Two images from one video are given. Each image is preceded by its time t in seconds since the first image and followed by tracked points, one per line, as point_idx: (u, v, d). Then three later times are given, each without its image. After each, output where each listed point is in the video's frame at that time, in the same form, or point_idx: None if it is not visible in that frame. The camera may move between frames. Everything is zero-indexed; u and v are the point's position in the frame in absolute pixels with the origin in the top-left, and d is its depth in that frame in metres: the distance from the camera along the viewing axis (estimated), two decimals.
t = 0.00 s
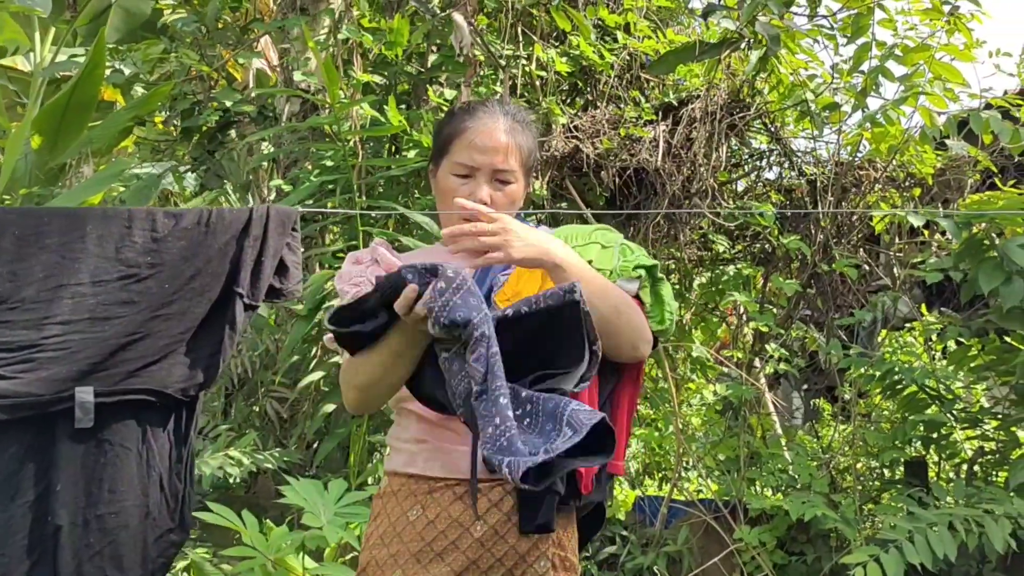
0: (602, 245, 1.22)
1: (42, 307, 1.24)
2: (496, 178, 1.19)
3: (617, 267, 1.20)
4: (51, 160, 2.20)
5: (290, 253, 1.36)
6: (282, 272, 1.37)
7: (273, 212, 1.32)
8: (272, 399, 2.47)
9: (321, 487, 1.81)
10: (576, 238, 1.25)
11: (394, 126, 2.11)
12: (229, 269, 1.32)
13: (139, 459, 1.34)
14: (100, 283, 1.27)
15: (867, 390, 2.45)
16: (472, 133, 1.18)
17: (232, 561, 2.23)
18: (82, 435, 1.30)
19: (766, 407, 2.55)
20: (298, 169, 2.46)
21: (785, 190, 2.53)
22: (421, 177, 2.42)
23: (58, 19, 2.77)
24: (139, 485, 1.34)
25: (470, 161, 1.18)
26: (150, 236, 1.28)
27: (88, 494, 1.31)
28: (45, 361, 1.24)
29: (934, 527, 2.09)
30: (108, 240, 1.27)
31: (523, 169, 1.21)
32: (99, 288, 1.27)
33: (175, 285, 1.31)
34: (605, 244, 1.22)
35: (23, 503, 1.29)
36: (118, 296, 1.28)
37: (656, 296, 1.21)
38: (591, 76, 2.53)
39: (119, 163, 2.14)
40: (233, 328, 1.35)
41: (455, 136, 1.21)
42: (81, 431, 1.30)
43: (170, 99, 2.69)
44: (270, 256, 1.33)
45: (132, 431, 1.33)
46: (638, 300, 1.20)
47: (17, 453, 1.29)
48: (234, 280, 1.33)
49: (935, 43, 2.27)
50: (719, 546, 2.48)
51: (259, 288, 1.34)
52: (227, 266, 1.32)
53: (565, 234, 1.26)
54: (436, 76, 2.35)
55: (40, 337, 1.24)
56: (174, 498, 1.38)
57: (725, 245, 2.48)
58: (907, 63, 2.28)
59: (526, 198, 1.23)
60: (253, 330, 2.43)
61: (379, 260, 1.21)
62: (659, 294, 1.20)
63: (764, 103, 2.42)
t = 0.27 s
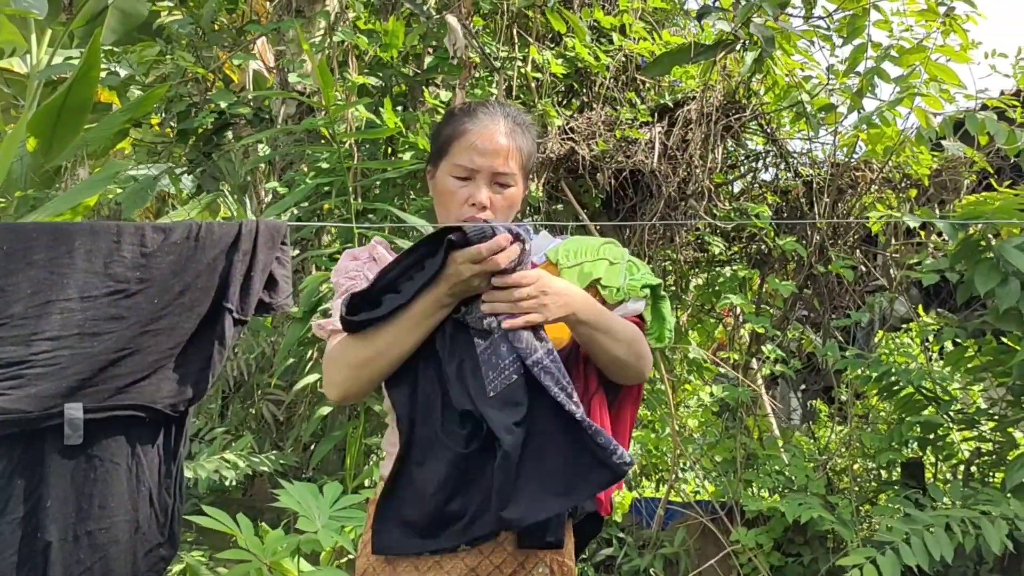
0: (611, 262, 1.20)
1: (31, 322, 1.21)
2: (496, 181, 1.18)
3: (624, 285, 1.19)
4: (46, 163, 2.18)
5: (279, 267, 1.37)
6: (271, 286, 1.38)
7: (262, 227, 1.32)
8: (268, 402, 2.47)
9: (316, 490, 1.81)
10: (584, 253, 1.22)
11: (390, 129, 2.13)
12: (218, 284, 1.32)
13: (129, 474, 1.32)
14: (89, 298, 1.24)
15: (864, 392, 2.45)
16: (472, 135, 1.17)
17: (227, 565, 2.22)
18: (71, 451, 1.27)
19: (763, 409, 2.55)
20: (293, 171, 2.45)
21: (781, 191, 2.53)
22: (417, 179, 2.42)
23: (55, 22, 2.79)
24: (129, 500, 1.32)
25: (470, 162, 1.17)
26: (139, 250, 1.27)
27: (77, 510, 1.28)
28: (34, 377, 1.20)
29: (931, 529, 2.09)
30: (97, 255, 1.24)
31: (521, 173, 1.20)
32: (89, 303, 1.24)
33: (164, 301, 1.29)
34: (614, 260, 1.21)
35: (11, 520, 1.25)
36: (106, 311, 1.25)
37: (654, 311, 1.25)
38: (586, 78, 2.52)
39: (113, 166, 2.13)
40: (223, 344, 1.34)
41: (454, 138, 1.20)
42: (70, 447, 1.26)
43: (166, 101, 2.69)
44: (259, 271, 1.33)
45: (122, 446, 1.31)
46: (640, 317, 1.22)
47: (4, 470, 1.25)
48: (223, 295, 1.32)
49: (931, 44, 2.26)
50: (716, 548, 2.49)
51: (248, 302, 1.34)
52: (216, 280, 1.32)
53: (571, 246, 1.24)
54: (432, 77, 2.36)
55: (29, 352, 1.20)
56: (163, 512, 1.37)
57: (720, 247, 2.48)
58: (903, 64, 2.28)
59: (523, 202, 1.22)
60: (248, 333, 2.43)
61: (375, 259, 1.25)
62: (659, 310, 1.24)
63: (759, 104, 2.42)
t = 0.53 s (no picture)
0: (629, 272, 1.22)
1: (24, 322, 1.22)
2: (499, 178, 1.16)
3: (641, 296, 1.21)
4: (43, 164, 2.17)
5: (273, 267, 1.36)
6: (265, 285, 1.36)
7: (255, 226, 1.32)
8: (265, 404, 2.46)
9: (313, 494, 1.81)
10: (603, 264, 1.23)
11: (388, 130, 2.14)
12: (211, 283, 1.30)
13: (122, 474, 1.29)
14: (82, 298, 1.24)
15: (863, 394, 2.44)
16: (476, 130, 1.15)
17: (224, 568, 2.21)
18: (63, 451, 1.25)
19: (761, 412, 2.55)
20: (291, 173, 2.45)
21: (780, 193, 2.53)
22: (415, 181, 2.41)
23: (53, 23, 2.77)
24: (122, 500, 1.30)
25: (474, 158, 1.15)
26: (132, 250, 1.27)
27: (70, 511, 1.27)
28: (26, 377, 1.20)
29: (929, 532, 2.08)
30: (90, 255, 1.25)
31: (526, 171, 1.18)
32: (81, 302, 1.24)
33: (157, 300, 1.28)
34: (631, 271, 1.22)
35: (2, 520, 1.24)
36: (99, 310, 1.25)
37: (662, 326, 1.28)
38: (584, 80, 2.52)
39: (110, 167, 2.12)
40: (217, 343, 1.32)
41: (458, 134, 1.18)
42: (63, 447, 1.25)
43: (163, 103, 2.69)
44: (253, 269, 1.32)
45: (114, 446, 1.28)
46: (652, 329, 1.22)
47: None
48: (217, 294, 1.31)
49: (929, 47, 2.27)
50: (714, 551, 2.48)
51: (242, 301, 1.33)
52: (209, 279, 1.30)
53: (587, 254, 1.24)
54: (431, 79, 2.36)
55: (22, 352, 1.21)
56: (157, 513, 1.35)
57: (719, 249, 2.47)
58: (901, 66, 2.28)
59: (528, 201, 1.20)
60: (247, 336, 2.44)
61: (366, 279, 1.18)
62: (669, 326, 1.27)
63: (758, 106, 2.42)
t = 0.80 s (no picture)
0: (616, 272, 1.22)
1: (12, 329, 1.22)
2: (481, 179, 1.18)
3: (629, 297, 1.21)
4: (37, 168, 2.17)
5: (263, 272, 1.38)
6: (255, 290, 1.39)
7: (245, 232, 1.33)
8: (261, 408, 2.46)
9: (310, 498, 1.81)
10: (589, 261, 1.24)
11: (383, 132, 2.14)
12: (201, 289, 1.32)
13: (112, 483, 1.35)
14: (70, 305, 1.24)
15: (861, 393, 2.43)
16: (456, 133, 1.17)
17: (222, 572, 2.21)
18: (53, 461, 1.30)
19: (759, 412, 2.55)
20: (285, 175, 2.44)
21: (776, 193, 2.52)
22: (410, 183, 2.41)
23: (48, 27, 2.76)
24: (111, 507, 1.36)
25: (456, 160, 1.17)
26: (121, 257, 1.26)
27: (59, 519, 1.32)
28: (16, 385, 1.22)
29: (928, 531, 2.08)
30: (78, 262, 1.24)
31: (508, 172, 1.20)
32: (69, 310, 1.24)
33: (147, 307, 1.30)
34: (618, 271, 1.23)
35: None
36: (88, 316, 1.26)
37: (653, 326, 1.27)
38: (579, 80, 2.52)
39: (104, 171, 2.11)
40: (206, 349, 1.35)
41: (439, 137, 1.20)
42: (54, 457, 1.30)
43: (159, 106, 2.69)
44: (242, 276, 1.34)
45: (104, 456, 1.34)
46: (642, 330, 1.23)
47: None
48: (207, 300, 1.33)
49: (925, 44, 2.26)
50: (713, 551, 2.48)
51: (231, 307, 1.36)
52: (199, 286, 1.32)
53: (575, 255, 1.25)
54: (426, 81, 2.37)
55: (12, 360, 1.22)
56: (146, 520, 1.41)
57: (715, 249, 2.47)
58: (897, 64, 2.27)
59: (512, 202, 1.22)
60: (243, 338, 2.43)
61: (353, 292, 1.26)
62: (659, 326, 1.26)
63: (754, 105, 2.42)
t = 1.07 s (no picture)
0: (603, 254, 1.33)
1: None
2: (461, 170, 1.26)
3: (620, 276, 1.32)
4: (30, 168, 2.15)
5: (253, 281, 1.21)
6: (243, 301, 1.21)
7: (232, 238, 1.17)
8: (257, 409, 2.45)
9: (304, 501, 1.81)
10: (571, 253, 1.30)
11: (378, 132, 2.13)
12: (184, 297, 1.15)
13: (99, 493, 1.20)
14: (53, 314, 1.09)
15: (859, 393, 2.42)
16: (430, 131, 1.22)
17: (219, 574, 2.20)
18: (36, 471, 1.15)
19: (757, 411, 2.54)
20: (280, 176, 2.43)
21: (773, 191, 2.52)
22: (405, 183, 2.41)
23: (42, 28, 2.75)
24: (98, 519, 1.20)
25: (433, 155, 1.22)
26: (105, 264, 1.12)
27: (40, 529, 1.16)
28: None
29: (927, 531, 2.06)
30: (62, 270, 1.10)
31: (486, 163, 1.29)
32: (52, 320, 1.09)
33: (131, 317, 1.13)
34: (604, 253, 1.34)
35: None
36: (71, 325, 1.11)
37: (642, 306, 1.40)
38: (574, 79, 2.52)
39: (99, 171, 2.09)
40: (193, 360, 1.16)
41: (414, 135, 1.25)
42: (36, 466, 1.15)
43: (154, 107, 2.68)
44: (231, 283, 1.17)
45: (89, 463, 1.18)
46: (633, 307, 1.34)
47: None
48: (194, 308, 1.16)
49: (922, 41, 2.25)
50: (711, 551, 2.47)
51: (220, 316, 1.17)
52: (180, 293, 1.14)
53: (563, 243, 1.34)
54: (422, 80, 2.37)
55: None
56: (134, 532, 1.25)
57: (712, 248, 2.46)
58: (893, 62, 2.27)
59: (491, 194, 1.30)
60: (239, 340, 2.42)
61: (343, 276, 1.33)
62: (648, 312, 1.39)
63: (750, 104, 2.41)
